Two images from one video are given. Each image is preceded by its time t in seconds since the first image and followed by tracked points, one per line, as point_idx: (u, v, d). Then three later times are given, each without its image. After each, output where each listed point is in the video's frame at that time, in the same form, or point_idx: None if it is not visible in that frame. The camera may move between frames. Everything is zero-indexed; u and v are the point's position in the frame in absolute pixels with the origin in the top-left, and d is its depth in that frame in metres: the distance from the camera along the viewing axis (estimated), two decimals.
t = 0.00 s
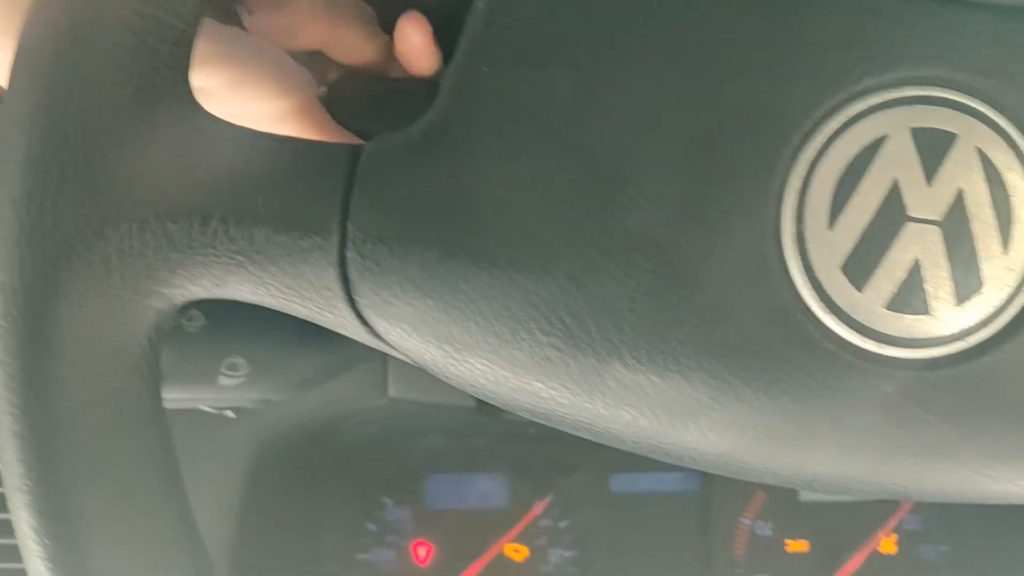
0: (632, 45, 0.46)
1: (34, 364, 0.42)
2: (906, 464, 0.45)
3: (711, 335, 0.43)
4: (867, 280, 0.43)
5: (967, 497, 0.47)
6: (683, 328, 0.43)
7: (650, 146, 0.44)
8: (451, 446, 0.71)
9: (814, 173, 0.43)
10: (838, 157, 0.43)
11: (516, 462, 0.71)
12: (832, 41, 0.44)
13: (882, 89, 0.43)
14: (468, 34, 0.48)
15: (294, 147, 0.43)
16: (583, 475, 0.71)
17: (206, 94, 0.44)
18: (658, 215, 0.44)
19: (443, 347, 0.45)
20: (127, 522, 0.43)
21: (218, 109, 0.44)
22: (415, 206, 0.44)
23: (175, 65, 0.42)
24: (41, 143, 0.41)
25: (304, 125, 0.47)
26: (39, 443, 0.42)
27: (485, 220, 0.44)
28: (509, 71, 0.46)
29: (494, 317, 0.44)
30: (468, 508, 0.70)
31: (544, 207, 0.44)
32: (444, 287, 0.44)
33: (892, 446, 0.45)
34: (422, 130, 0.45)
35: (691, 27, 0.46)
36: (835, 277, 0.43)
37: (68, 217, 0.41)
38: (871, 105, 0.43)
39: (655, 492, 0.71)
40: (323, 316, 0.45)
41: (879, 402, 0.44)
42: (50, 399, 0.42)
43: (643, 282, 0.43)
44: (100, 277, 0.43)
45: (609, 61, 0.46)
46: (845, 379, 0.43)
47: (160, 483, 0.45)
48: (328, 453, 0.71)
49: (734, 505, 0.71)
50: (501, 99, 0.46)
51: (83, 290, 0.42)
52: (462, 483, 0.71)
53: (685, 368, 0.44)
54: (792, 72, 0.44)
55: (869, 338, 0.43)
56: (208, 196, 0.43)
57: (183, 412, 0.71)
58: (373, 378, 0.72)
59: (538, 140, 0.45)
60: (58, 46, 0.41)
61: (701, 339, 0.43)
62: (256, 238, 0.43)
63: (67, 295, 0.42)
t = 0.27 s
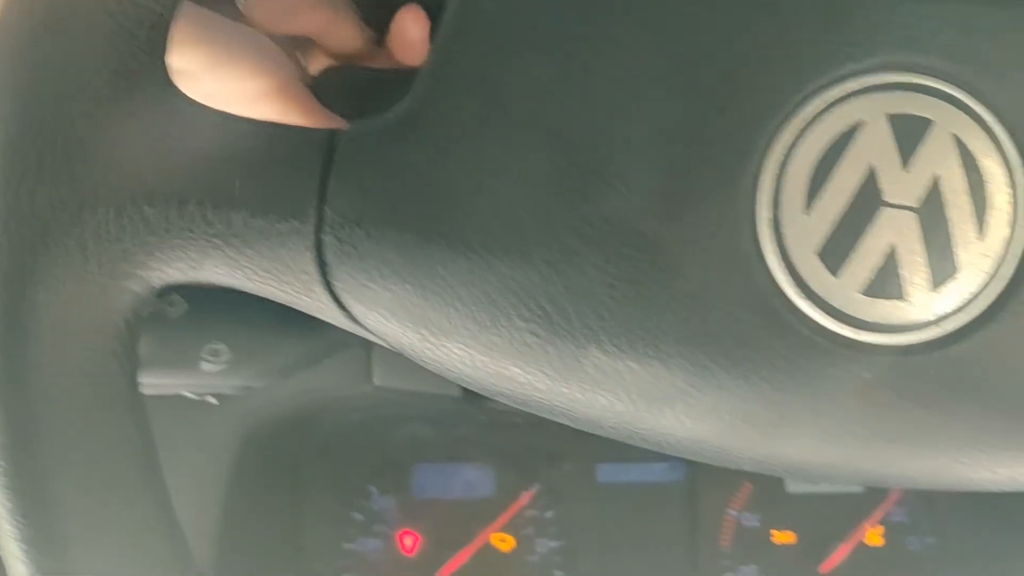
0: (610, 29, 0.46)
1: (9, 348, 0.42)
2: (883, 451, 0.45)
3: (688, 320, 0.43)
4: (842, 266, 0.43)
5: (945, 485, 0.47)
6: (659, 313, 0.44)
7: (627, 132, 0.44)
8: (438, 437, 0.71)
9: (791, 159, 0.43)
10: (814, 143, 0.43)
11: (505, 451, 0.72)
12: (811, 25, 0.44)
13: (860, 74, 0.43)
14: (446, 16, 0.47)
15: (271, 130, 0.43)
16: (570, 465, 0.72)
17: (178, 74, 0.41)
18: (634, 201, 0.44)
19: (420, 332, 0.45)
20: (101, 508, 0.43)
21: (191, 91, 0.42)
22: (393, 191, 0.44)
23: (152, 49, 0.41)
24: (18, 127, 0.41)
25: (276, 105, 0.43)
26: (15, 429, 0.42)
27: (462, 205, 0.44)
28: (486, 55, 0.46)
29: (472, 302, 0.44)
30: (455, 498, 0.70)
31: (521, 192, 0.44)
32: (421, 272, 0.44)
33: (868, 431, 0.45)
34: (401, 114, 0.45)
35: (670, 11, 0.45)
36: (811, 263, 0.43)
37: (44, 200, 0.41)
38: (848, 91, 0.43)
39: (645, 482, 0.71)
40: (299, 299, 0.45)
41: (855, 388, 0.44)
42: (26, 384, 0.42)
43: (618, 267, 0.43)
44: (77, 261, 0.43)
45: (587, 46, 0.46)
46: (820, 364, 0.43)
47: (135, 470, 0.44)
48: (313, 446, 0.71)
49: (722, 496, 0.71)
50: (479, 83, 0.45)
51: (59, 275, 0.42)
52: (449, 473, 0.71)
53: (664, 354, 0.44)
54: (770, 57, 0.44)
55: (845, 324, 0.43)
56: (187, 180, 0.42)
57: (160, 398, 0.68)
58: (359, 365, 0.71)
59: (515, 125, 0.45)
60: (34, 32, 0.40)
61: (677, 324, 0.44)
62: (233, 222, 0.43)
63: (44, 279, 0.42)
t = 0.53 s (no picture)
0: (583, 16, 0.46)
1: None
2: (851, 437, 0.46)
3: (657, 304, 0.44)
4: (814, 252, 0.43)
5: (914, 472, 0.48)
6: (627, 296, 0.44)
7: (600, 118, 0.45)
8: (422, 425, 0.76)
9: (762, 146, 0.43)
10: (786, 129, 0.43)
11: (490, 438, 0.75)
12: (783, 11, 0.44)
13: (832, 61, 0.43)
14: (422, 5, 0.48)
15: (246, 114, 0.43)
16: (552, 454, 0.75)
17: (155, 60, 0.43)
18: (606, 186, 0.44)
19: (393, 315, 0.46)
20: (77, 491, 0.43)
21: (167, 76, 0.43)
22: (366, 175, 0.45)
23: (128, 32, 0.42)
24: None
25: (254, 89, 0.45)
26: None
27: (435, 188, 0.45)
28: (461, 41, 0.46)
29: (442, 285, 0.45)
30: (440, 487, 0.74)
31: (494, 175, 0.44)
32: (394, 256, 0.45)
33: (838, 417, 0.46)
34: (375, 100, 0.46)
35: None
36: (781, 248, 0.43)
37: (19, 180, 0.41)
38: (820, 77, 0.43)
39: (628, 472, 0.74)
40: (274, 283, 0.45)
41: (824, 373, 0.44)
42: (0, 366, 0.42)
43: (588, 251, 0.44)
44: (51, 242, 0.42)
45: (561, 33, 0.46)
46: (790, 349, 0.44)
47: (110, 453, 0.44)
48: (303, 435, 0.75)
49: (706, 486, 0.73)
50: (453, 69, 0.46)
51: (34, 255, 0.42)
52: (432, 463, 0.74)
53: (629, 336, 0.45)
54: (742, 43, 0.44)
55: (814, 309, 0.43)
56: (161, 163, 0.43)
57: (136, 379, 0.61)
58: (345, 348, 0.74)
59: (489, 111, 0.45)
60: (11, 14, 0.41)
61: (646, 307, 0.44)
62: (208, 205, 0.43)
63: (18, 260, 0.42)
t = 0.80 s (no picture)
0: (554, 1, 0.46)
1: None
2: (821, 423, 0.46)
3: (627, 288, 0.44)
4: (781, 237, 0.43)
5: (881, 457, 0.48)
6: (596, 279, 0.44)
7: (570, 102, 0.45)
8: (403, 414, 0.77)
9: (729, 130, 0.43)
10: (754, 113, 0.43)
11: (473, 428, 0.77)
12: None
13: (800, 46, 0.43)
14: None
15: (216, 97, 0.43)
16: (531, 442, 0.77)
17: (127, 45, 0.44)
18: (576, 170, 0.44)
19: (364, 298, 0.46)
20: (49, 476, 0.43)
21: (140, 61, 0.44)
22: (337, 157, 0.45)
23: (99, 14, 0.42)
24: None
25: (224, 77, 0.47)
26: None
27: (406, 171, 0.45)
28: (433, 23, 0.46)
29: (412, 267, 0.45)
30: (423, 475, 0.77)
31: (465, 158, 0.44)
32: (365, 239, 0.45)
33: (808, 402, 0.46)
34: (346, 83, 0.46)
35: None
36: (747, 232, 0.43)
37: None
38: (788, 62, 0.43)
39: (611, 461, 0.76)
40: (246, 265, 0.45)
41: (794, 358, 0.44)
42: None
43: (558, 234, 0.44)
44: (22, 223, 0.42)
45: (532, 17, 0.46)
46: (759, 333, 0.44)
47: (83, 436, 0.44)
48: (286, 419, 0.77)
49: (686, 477, 0.76)
50: (425, 52, 0.46)
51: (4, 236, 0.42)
52: (415, 451, 0.77)
53: (600, 320, 0.45)
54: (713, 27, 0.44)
55: (782, 293, 0.43)
56: (132, 143, 0.43)
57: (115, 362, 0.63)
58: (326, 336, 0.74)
59: (461, 93, 0.45)
60: None
61: (616, 291, 0.44)
62: (179, 186, 0.43)
63: None
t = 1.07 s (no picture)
0: None
1: None
2: (789, 405, 0.46)
3: (597, 270, 0.44)
4: (747, 220, 0.43)
5: (852, 442, 0.48)
6: (565, 261, 0.44)
7: (541, 84, 0.45)
8: (384, 401, 0.78)
9: (698, 113, 0.43)
10: (722, 96, 0.43)
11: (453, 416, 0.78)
12: None
13: (765, 30, 0.44)
14: None
15: (186, 77, 0.43)
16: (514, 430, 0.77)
17: (101, 28, 0.41)
18: (546, 153, 0.44)
19: (335, 280, 0.46)
20: (24, 457, 0.44)
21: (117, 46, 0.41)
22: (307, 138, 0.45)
23: None
24: None
25: (214, 58, 0.42)
26: None
27: (376, 152, 0.45)
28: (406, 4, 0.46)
29: (382, 249, 0.45)
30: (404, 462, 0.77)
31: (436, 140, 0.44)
32: (335, 220, 0.45)
33: (776, 384, 0.46)
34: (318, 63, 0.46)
35: None
36: (714, 214, 0.43)
37: None
38: (754, 46, 0.44)
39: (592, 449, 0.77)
40: (217, 246, 0.46)
41: (761, 339, 0.45)
42: None
43: (528, 216, 0.44)
44: None
45: None
46: (725, 314, 0.44)
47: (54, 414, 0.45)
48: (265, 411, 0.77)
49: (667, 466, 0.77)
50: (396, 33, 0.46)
51: None
52: (396, 438, 0.77)
53: (569, 302, 0.45)
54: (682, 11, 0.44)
55: (749, 275, 0.44)
56: (103, 123, 0.43)
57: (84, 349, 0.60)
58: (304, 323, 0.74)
59: (432, 75, 0.45)
60: None
61: (585, 273, 0.44)
62: (149, 166, 0.43)
63: None
